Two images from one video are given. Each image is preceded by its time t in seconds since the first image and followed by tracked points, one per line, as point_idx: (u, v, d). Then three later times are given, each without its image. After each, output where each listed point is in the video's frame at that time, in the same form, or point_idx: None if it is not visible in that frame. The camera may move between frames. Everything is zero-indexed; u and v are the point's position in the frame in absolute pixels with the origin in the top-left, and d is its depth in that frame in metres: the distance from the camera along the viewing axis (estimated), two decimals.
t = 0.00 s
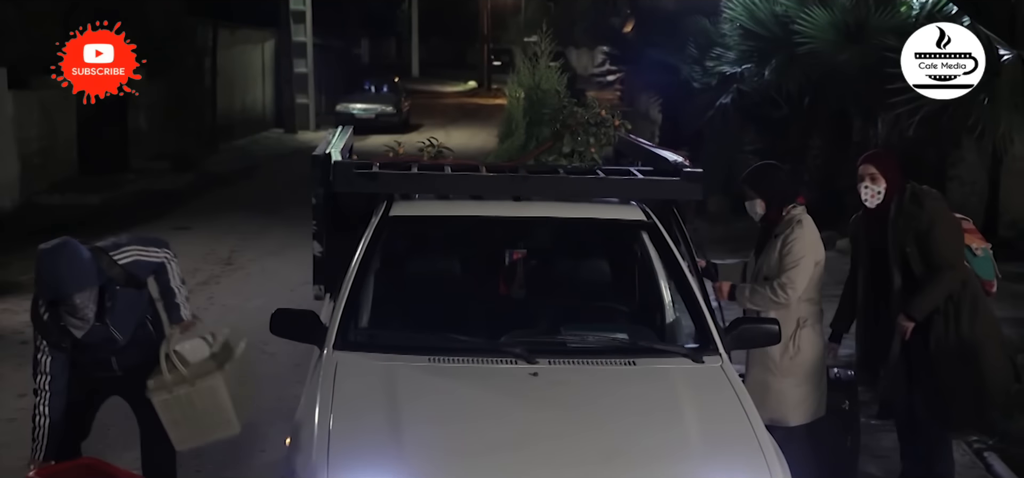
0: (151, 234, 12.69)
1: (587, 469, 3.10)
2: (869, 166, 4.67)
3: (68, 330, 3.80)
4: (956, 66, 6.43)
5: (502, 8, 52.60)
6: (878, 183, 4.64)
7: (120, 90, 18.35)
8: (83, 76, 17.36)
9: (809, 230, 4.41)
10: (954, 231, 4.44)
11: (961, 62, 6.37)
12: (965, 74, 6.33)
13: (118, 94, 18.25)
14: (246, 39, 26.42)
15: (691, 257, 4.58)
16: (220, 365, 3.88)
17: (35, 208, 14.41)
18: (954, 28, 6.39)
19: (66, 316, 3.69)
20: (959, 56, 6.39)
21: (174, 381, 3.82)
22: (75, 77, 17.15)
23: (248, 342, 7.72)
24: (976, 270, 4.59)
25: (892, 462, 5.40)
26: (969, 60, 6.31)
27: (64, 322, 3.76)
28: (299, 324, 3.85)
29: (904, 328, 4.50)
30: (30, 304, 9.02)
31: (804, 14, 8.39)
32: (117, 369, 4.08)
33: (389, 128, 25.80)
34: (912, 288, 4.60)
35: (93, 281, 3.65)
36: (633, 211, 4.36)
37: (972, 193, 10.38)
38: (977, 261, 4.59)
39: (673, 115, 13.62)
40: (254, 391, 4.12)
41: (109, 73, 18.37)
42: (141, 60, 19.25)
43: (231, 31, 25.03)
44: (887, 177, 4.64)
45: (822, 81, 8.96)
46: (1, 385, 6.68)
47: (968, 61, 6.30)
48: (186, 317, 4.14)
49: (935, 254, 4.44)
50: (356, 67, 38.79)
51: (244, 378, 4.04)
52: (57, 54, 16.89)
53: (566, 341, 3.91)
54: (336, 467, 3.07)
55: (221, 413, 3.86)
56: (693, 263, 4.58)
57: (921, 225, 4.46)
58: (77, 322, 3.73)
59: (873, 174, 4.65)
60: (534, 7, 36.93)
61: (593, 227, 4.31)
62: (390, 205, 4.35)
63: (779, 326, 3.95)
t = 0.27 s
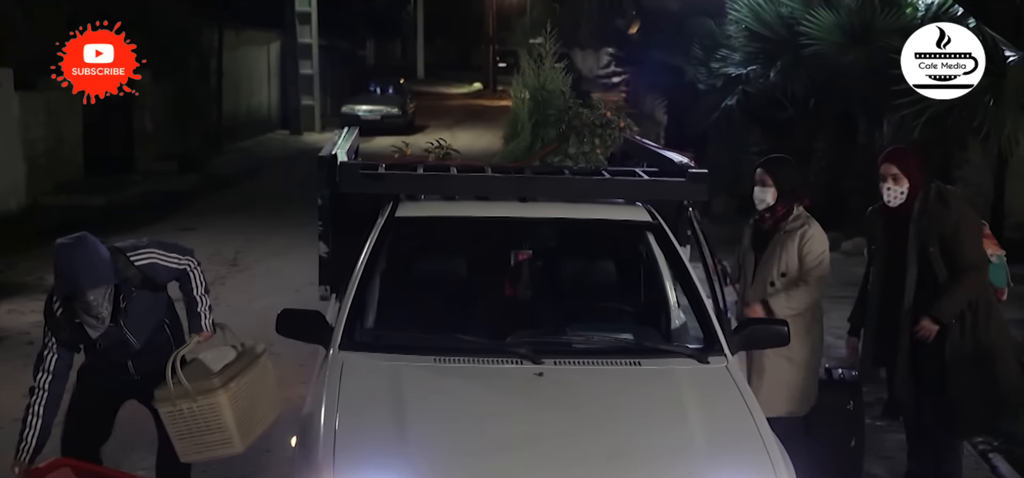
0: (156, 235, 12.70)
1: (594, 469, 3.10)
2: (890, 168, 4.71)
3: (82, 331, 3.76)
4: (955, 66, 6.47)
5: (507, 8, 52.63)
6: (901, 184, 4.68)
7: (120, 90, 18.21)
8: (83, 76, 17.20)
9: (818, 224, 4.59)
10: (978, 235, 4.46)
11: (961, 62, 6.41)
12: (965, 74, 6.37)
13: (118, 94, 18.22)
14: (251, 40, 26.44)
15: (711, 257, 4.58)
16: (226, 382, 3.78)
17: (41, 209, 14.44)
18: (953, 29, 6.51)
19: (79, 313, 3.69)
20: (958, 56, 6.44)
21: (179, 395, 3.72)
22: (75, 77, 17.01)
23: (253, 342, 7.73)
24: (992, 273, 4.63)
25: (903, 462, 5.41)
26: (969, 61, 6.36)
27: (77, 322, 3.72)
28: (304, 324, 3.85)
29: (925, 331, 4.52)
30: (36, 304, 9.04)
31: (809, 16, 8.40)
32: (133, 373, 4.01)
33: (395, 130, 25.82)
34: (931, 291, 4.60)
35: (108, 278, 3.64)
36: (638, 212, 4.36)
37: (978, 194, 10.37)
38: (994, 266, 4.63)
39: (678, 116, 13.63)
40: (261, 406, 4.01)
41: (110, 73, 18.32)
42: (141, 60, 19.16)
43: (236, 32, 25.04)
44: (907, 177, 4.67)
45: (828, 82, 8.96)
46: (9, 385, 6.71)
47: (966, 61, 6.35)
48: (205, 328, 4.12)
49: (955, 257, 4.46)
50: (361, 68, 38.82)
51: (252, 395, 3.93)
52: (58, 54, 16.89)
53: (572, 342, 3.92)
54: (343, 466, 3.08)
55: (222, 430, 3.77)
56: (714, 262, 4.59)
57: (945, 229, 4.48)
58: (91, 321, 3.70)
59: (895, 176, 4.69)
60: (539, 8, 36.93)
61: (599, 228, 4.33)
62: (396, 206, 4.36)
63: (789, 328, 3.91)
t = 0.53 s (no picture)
0: (157, 236, 12.73)
1: (594, 469, 3.11)
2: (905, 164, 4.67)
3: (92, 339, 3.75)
4: (955, 66, 6.53)
5: (507, 9, 52.68)
6: (912, 181, 4.65)
7: (120, 90, 18.37)
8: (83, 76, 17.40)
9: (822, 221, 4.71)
10: (993, 242, 4.46)
11: (961, 62, 6.47)
12: (965, 74, 6.43)
13: (118, 94, 18.30)
14: (252, 42, 26.48)
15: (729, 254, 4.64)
16: (227, 385, 3.77)
17: (42, 211, 14.47)
18: (954, 29, 6.51)
19: (89, 318, 3.69)
20: (958, 56, 6.49)
21: (183, 398, 3.70)
22: (75, 77, 17.21)
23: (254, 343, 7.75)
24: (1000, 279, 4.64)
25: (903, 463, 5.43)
26: (968, 61, 6.41)
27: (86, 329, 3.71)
28: (306, 325, 3.85)
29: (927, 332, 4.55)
30: (37, 305, 9.07)
31: (809, 19, 8.42)
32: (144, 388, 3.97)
33: (395, 131, 25.84)
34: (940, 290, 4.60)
35: (121, 284, 3.66)
36: (638, 213, 4.38)
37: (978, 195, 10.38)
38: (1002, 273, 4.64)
39: (678, 118, 13.64)
40: (262, 411, 3.99)
41: (108, 73, 18.34)
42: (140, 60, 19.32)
43: (237, 34, 25.07)
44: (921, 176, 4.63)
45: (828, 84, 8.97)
46: (10, 386, 6.73)
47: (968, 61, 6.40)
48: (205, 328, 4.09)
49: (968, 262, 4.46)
50: (362, 70, 38.87)
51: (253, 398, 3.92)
52: (57, 55, 16.93)
53: (572, 342, 3.93)
54: (344, 466, 3.09)
55: (226, 431, 3.75)
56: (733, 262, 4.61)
57: (961, 232, 4.47)
58: (101, 327, 3.71)
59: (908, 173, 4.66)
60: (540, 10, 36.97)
61: (598, 228, 4.34)
62: (397, 207, 4.38)
63: (792, 329, 3.90)
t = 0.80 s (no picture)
0: (158, 238, 12.73)
1: (597, 470, 3.12)
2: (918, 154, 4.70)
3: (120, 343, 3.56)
4: (957, 65, 6.46)
5: (507, 11, 52.71)
6: (922, 175, 4.69)
7: (121, 90, 18.27)
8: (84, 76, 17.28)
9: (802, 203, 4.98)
10: (1002, 242, 4.46)
11: (961, 62, 6.42)
12: (965, 74, 6.40)
13: (118, 94, 18.17)
14: (252, 44, 26.49)
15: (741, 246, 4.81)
16: (230, 407, 3.52)
17: (44, 212, 14.46)
18: (953, 29, 6.43)
19: (125, 327, 3.52)
20: (959, 56, 6.43)
21: (178, 419, 3.47)
22: (75, 77, 16.88)
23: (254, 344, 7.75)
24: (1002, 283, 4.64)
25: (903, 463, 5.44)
26: (969, 61, 6.37)
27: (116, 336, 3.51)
28: (308, 325, 3.86)
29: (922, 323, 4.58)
30: (37, 307, 9.06)
31: (810, 20, 8.44)
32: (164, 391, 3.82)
33: (395, 133, 25.84)
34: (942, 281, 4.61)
35: (157, 298, 3.43)
36: (638, 214, 4.39)
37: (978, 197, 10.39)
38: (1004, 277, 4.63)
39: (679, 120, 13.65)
40: (273, 432, 3.75)
41: (109, 73, 18.32)
42: (141, 60, 19.29)
43: (238, 36, 25.08)
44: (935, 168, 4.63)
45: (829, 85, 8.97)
46: (12, 387, 6.72)
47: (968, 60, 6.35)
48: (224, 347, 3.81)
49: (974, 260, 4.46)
50: (362, 73, 38.89)
51: (262, 420, 3.68)
52: (58, 55, 16.87)
53: (574, 343, 3.94)
54: (348, 466, 3.10)
55: (224, 457, 3.52)
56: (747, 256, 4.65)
57: (972, 229, 4.47)
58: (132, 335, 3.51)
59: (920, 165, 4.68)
60: (541, 12, 36.97)
61: (599, 229, 4.35)
62: (398, 209, 4.39)
63: (795, 330, 3.91)
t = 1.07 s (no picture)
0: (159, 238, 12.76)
1: (599, 467, 3.13)
2: (924, 145, 4.74)
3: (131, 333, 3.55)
4: (957, 66, 6.62)
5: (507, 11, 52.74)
6: (931, 163, 4.71)
7: (121, 90, 18.29)
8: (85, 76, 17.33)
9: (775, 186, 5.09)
10: (1008, 231, 4.62)
11: (961, 62, 6.57)
12: (965, 74, 6.52)
13: (117, 94, 18.17)
14: (253, 44, 26.51)
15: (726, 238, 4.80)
16: (226, 404, 3.38)
17: (45, 212, 14.46)
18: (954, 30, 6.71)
19: (131, 310, 3.48)
20: (959, 57, 6.60)
21: (171, 412, 3.33)
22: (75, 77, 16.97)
23: (256, 344, 7.76)
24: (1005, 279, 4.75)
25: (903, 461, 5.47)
26: (969, 61, 6.50)
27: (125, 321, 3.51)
28: (309, 324, 3.87)
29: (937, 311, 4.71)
30: (38, 306, 9.08)
31: (811, 20, 8.46)
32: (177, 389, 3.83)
33: (396, 133, 25.85)
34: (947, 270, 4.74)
35: (165, 274, 3.45)
36: (640, 213, 4.39)
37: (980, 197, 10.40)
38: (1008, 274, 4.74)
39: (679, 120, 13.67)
40: (274, 440, 3.58)
41: (110, 73, 18.31)
42: (142, 60, 19.31)
43: (238, 36, 25.10)
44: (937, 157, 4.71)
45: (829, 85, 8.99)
46: (14, 386, 6.74)
47: (968, 61, 6.49)
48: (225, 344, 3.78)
49: (982, 247, 4.62)
50: (363, 73, 38.89)
51: (263, 424, 3.52)
52: (58, 55, 16.85)
53: (575, 342, 3.94)
54: (350, 464, 3.11)
55: (212, 456, 3.36)
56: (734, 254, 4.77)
57: (980, 217, 4.62)
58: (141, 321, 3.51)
59: (926, 156, 4.72)
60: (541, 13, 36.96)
61: (600, 228, 4.35)
62: (400, 207, 4.40)
63: (795, 329, 3.92)
